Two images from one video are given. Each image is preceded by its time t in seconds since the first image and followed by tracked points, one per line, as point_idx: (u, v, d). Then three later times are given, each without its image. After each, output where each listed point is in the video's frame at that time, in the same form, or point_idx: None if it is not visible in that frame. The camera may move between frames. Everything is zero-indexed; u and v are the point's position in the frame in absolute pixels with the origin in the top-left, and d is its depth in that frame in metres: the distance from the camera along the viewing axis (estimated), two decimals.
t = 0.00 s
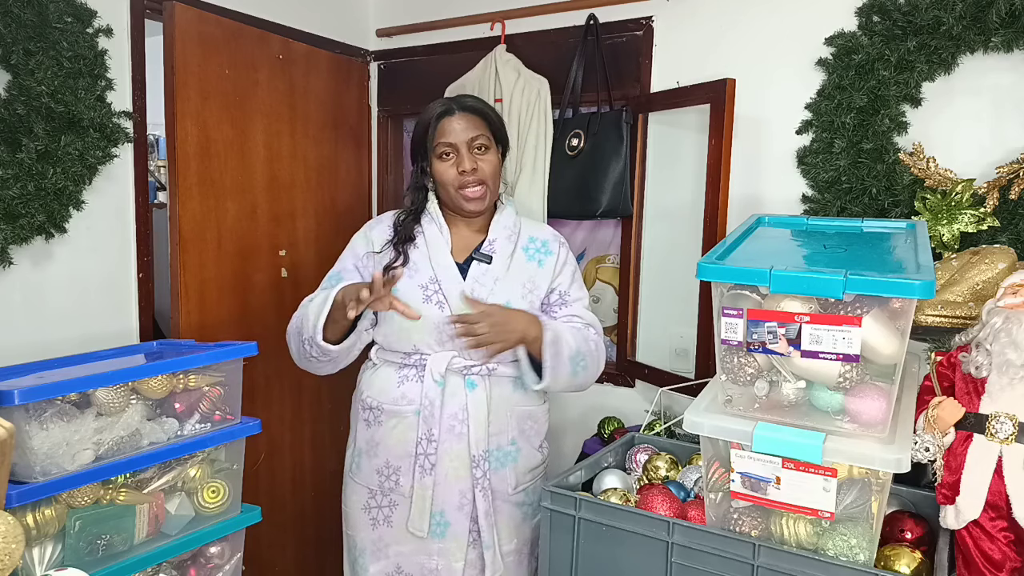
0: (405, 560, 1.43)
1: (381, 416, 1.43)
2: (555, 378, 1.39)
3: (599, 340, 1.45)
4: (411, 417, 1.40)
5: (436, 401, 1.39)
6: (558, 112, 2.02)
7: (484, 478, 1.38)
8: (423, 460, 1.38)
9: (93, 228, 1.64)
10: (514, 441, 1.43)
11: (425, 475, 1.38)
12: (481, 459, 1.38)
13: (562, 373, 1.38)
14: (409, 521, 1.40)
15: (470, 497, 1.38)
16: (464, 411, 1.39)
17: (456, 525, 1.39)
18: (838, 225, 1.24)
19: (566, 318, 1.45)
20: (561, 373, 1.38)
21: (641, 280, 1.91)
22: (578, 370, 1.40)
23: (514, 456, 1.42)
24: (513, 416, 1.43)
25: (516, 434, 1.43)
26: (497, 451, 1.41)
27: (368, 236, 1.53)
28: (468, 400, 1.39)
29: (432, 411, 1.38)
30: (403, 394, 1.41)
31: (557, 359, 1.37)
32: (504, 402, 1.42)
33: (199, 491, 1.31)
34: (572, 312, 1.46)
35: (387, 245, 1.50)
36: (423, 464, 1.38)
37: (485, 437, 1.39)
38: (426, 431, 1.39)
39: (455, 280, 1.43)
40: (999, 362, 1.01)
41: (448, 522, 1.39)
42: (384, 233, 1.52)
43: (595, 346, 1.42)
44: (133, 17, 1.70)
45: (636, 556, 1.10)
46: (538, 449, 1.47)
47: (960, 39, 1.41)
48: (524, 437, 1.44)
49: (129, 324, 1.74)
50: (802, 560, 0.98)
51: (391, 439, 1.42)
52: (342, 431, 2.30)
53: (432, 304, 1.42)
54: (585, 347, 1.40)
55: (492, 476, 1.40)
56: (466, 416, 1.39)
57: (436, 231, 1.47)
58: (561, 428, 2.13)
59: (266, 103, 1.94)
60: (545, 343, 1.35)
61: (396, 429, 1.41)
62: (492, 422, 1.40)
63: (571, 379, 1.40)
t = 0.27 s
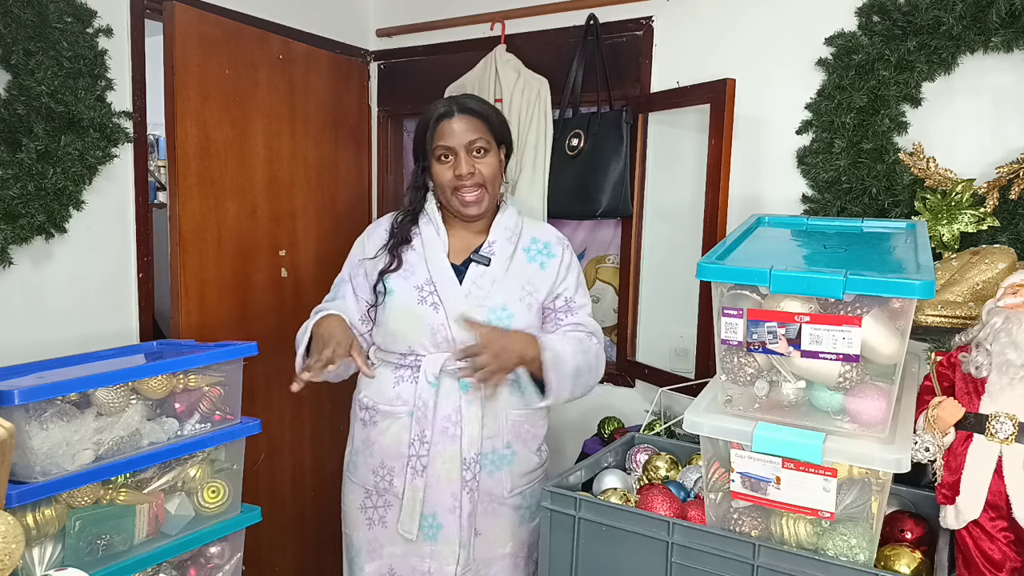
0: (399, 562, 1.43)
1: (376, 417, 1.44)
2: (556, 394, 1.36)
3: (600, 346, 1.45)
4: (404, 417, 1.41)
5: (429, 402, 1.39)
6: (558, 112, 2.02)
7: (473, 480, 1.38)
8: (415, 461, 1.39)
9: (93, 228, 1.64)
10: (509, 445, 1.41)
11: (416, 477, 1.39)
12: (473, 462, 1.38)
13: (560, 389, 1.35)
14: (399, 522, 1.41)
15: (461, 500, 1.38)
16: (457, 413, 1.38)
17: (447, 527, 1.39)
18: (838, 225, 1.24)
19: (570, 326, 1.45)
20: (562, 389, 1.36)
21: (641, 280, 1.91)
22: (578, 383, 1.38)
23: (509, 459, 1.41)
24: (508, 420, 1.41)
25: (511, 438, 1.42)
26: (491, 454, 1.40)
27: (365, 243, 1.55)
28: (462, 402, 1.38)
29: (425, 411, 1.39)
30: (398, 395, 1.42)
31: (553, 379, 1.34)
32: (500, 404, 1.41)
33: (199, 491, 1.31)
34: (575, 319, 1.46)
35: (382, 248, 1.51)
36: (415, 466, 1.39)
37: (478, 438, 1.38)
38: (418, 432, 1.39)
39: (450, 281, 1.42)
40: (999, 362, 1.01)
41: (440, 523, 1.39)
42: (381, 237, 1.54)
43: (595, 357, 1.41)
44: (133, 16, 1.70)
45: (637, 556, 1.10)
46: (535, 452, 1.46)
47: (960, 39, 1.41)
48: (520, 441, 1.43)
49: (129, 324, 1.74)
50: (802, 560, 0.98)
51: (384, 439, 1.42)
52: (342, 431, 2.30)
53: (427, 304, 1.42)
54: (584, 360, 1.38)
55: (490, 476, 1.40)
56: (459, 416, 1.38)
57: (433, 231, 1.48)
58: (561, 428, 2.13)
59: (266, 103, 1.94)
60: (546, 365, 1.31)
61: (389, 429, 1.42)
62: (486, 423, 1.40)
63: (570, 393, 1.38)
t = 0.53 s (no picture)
0: (394, 562, 1.43)
1: (370, 416, 1.44)
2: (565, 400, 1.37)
3: (601, 346, 1.46)
4: (397, 418, 1.41)
5: (420, 403, 1.39)
6: (558, 112, 2.02)
7: (464, 482, 1.38)
8: (405, 461, 1.39)
9: (93, 228, 1.64)
10: (502, 447, 1.41)
11: (409, 477, 1.38)
12: (463, 464, 1.37)
13: (568, 396, 1.37)
14: (392, 521, 1.41)
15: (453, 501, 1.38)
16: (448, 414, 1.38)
17: (439, 528, 1.39)
18: (838, 225, 1.24)
19: (570, 327, 1.45)
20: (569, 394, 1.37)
21: (641, 280, 1.91)
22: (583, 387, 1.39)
23: (502, 461, 1.41)
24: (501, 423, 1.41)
25: (504, 439, 1.41)
26: (483, 456, 1.39)
27: (365, 245, 1.57)
28: (452, 403, 1.38)
29: (415, 412, 1.39)
30: (391, 394, 1.42)
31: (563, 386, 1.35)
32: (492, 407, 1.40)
33: (199, 491, 1.31)
34: (576, 321, 1.45)
35: (380, 248, 1.53)
36: (406, 466, 1.39)
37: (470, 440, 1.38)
38: (409, 433, 1.39)
39: (442, 282, 1.42)
40: (999, 362, 1.01)
41: (433, 526, 1.39)
42: (380, 239, 1.55)
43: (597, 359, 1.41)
44: (133, 17, 1.70)
45: (636, 556, 1.10)
46: (532, 454, 1.45)
47: (960, 39, 1.41)
48: (514, 442, 1.42)
49: (129, 324, 1.74)
50: (801, 560, 0.98)
51: (378, 438, 1.42)
52: (341, 431, 2.30)
53: (418, 305, 1.43)
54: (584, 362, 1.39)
55: (489, 476, 1.40)
56: (449, 418, 1.38)
57: (429, 232, 1.49)
58: (561, 428, 2.13)
59: (266, 103, 1.94)
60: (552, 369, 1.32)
61: (383, 428, 1.42)
62: (478, 425, 1.39)
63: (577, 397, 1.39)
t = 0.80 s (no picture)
0: (394, 562, 1.43)
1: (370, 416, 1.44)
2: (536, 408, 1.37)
3: (593, 352, 1.46)
4: (396, 418, 1.41)
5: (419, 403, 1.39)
6: (558, 112, 2.02)
7: (465, 482, 1.38)
8: (405, 461, 1.39)
9: (93, 228, 1.64)
10: (502, 446, 1.41)
11: (408, 477, 1.38)
12: (463, 463, 1.38)
13: (542, 402, 1.37)
14: (395, 523, 1.41)
15: (453, 502, 1.38)
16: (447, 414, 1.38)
17: (440, 528, 1.39)
18: (838, 225, 1.24)
19: (562, 332, 1.45)
20: (543, 400, 1.37)
21: (641, 280, 1.91)
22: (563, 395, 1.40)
23: (502, 461, 1.41)
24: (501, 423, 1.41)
25: (505, 439, 1.41)
26: (483, 456, 1.39)
27: (365, 244, 1.57)
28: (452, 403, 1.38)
29: (414, 412, 1.39)
30: (391, 395, 1.42)
31: (534, 391, 1.35)
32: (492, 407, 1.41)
33: (199, 491, 1.31)
34: (569, 324, 1.45)
35: (380, 247, 1.53)
36: (406, 466, 1.39)
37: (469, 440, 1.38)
38: (409, 433, 1.39)
39: (440, 283, 1.42)
40: (999, 362, 1.01)
41: (433, 526, 1.39)
42: (379, 238, 1.56)
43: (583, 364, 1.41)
44: (133, 17, 1.70)
45: (636, 557, 1.10)
46: (532, 455, 1.46)
47: (960, 39, 1.41)
48: (514, 443, 1.42)
49: (129, 324, 1.74)
50: (802, 560, 0.98)
51: (377, 439, 1.42)
52: (341, 431, 2.30)
53: (417, 306, 1.42)
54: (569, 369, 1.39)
55: (489, 476, 1.40)
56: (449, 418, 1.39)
57: (428, 232, 1.49)
58: (562, 428, 2.13)
59: (266, 103, 1.94)
60: (523, 380, 1.33)
61: (382, 429, 1.42)
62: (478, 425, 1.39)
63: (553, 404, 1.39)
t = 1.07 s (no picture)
0: (396, 561, 1.42)
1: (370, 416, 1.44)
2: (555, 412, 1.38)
3: (600, 350, 1.48)
4: (397, 417, 1.41)
5: (419, 402, 1.39)
6: (558, 112, 2.02)
7: (466, 480, 1.38)
8: (406, 460, 1.39)
9: (93, 228, 1.64)
10: (503, 445, 1.41)
11: (409, 476, 1.38)
12: (463, 462, 1.38)
13: (562, 406, 1.38)
14: (394, 521, 1.40)
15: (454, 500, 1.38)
16: (447, 413, 1.37)
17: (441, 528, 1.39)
18: (838, 225, 1.24)
19: (571, 331, 1.46)
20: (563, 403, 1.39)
21: (641, 280, 1.91)
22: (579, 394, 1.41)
23: (503, 459, 1.41)
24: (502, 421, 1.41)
25: (505, 438, 1.41)
26: (484, 454, 1.39)
27: (364, 242, 1.57)
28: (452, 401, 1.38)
29: (415, 411, 1.39)
30: (391, 394, 1.42)
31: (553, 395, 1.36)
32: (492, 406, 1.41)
33: (199, 491, 1.31)
34: (575, 324, 1.46)
35: (379, 245, 1.53)
36: (406, 465, 1.39)
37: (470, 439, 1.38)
38: (409, 431, 1.39)
39: (440, 281, 1.42)
40: (999, 362, 1.01)
41: (434, 523, 1.38)
42: (378, 236, 1.55)
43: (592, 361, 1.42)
44: (133, 16, 1.70)
45: (636, 556, 1.10)
46: (533, 453, 1.46)
47: (960, 39, 1.41)
48: (515, 441, 1.42)
49: (129, 324, 1.74)
50: (801, 560, 0.98)
51: (378, 438, 1.42)
52: (341, 431, 2.30)
53: (417, 304, 1.42)
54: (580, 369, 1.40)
55: (488, 476, 1.40)
56: (449, 416, 1.37)
57: (427, 230, 1.48)
58: (562, 428, 2.13)
59: (266, 103, 1.94)
60: (541, 387, 1.34)
61: (383, 428, 1.42)
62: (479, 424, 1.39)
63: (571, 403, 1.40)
